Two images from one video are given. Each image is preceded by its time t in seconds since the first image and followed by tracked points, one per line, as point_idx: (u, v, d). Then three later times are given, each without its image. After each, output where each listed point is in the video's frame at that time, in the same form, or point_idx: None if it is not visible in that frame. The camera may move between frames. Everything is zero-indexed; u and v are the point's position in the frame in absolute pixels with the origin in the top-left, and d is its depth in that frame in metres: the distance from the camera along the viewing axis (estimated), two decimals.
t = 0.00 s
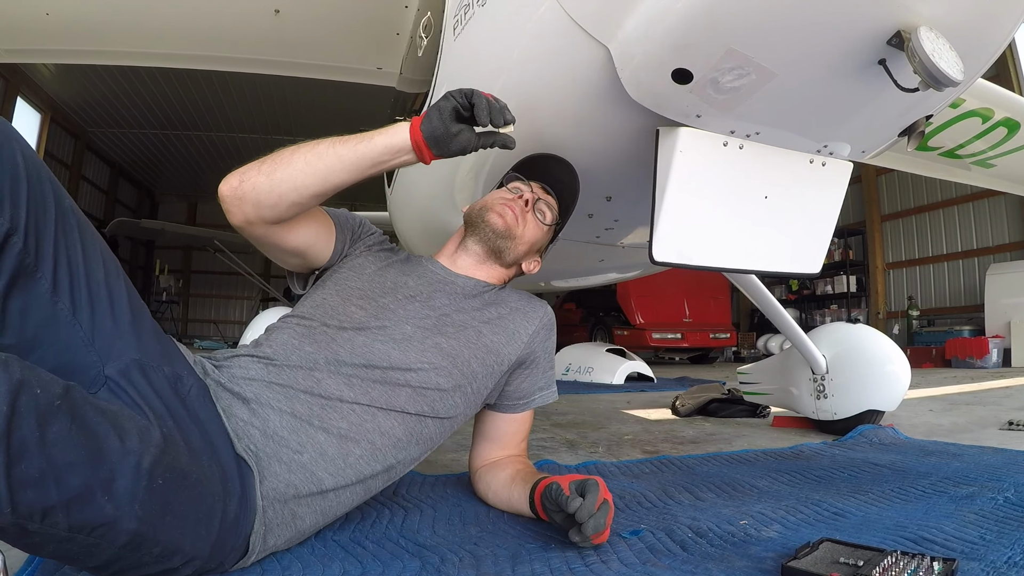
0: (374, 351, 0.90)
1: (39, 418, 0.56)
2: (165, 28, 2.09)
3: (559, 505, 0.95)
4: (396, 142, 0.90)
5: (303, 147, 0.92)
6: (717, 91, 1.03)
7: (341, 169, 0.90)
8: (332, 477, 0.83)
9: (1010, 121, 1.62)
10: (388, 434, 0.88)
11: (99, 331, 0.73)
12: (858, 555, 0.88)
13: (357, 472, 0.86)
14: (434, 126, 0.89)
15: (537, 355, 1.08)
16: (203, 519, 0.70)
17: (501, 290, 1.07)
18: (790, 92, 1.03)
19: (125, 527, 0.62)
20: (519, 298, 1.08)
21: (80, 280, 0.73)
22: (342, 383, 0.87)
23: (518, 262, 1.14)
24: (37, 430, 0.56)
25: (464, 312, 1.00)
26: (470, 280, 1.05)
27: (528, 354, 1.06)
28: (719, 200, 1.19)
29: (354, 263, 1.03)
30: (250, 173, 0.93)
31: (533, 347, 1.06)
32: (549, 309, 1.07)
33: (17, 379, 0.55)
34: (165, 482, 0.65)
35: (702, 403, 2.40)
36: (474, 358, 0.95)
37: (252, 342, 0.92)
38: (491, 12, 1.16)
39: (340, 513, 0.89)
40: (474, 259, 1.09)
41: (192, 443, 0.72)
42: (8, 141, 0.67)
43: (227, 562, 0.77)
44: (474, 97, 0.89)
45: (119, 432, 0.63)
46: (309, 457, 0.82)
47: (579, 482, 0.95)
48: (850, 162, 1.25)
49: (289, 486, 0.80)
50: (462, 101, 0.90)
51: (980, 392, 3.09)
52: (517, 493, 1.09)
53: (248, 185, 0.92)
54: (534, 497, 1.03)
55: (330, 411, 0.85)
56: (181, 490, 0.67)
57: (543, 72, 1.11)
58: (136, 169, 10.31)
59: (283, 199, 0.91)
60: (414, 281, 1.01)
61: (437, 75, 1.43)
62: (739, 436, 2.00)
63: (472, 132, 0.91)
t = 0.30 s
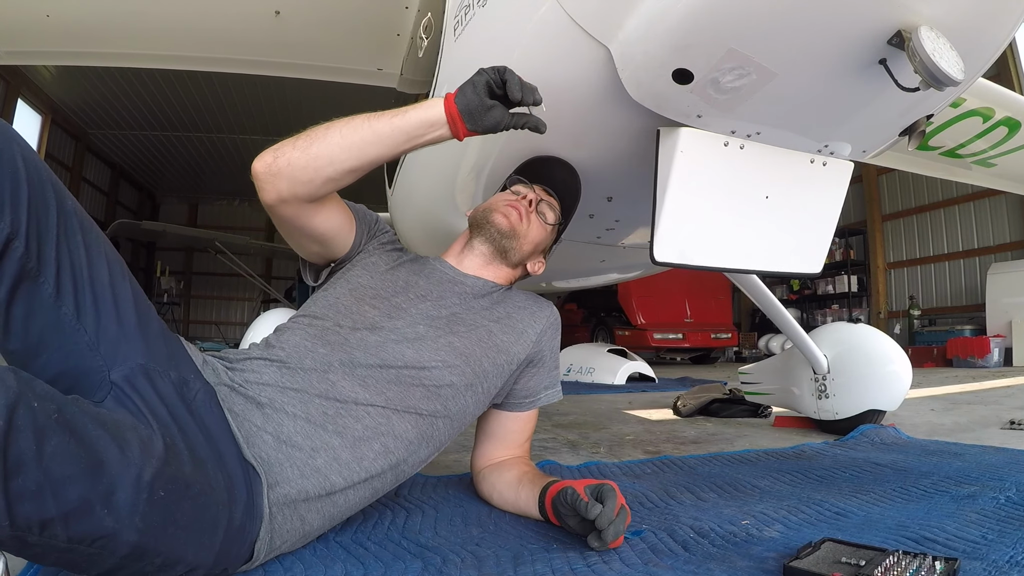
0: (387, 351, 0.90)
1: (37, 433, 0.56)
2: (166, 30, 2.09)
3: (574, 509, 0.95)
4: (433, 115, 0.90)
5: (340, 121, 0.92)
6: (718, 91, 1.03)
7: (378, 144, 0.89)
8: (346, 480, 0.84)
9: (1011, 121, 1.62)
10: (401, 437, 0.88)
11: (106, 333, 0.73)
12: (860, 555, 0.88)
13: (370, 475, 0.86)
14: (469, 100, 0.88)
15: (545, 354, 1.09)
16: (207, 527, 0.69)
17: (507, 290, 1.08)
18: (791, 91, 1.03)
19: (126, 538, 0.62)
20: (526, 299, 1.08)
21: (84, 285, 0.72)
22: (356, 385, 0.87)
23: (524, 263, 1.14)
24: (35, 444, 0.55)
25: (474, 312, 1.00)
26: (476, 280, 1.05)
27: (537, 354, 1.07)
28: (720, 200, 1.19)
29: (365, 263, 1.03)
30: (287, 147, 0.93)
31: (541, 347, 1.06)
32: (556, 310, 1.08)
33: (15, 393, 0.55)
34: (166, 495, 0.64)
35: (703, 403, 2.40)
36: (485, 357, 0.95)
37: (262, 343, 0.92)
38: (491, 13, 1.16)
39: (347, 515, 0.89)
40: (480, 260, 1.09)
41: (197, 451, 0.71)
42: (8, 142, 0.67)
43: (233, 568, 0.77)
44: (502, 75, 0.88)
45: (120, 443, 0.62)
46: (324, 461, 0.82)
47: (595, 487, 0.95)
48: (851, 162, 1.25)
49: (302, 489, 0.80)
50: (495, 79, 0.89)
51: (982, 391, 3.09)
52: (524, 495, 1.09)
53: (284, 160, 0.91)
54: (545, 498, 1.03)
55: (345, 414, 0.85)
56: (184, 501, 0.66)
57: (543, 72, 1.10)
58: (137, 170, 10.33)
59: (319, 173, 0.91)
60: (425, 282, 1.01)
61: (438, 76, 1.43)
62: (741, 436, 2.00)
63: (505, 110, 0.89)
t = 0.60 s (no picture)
0: (388, 354, 0.90)
1: (45, 450, 0.55)
2: (166, 31, 2.09)
3: (573, 509, 0.95)
4: (414, 113, 0.88)
5: (318, 138, 0.91)
6: (718, 91, 1.03)
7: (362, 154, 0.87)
8: (347, 482, 0.84)
9: (1012, 120, 1.63)
10: (401, 439, 0.88)
11: (105, 337, 0.73)
12: (862, 554, 0.88)
13: (371, 477, 0.86)
14: (454, 91, 0.86)
15: (543, 354, 1.09)
16: (213, 534, 0.69)
17: (506, 292, 1.08)
18: (792, 91, 1.03)
19: (134, 550, 0.62)
20: (525, 300, 1.08)
21: (83, 288, 0.72)
22: (356, 387, 0.87)
23: (522, 262, 1.14)
24: (43, 462, 0.55)
25: (473, 313, 1.00)
26: (476, 283, 1.05)
27: (536, 354, 1.07)
28: (721, 200, 1.19)
29: (364, 267, 1.03)
30: (266, 178, 0.92)
31: (540, 347, 1.06)
32: (554, 311, 1.08)
33: (21, 413, 0.54)
34: (174, 505, 0.64)
35: (705, 403, 2.40)
36: (484, 358, 0.96)
37: (261, 345, 0.92)
38: (491, 14, 1.16)
39: (348, 518, 0.89)
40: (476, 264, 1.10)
41: (202, 457, 0.71)
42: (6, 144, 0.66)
43: (235, 572, 0.77)
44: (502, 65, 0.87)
45: (127, 456, 0.62)
46: (325, 463, 0.82)
47: (593, 486, 0.95)
48: (852, 162, 1.25)
49: (303, 492, 0.80)
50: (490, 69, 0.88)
51: (984, 391, 3.09)
52: (524, 495, 1.10)
53: (270, 191, 0.91)
54: (544, 498, 1.03)
55: (346, 415, 0.85)
56: (191, 511, 0.66)
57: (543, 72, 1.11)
58: (137, 171, 10.33)
59: (307, 197, 0.90)
60: (424, 284, 1.02)
61: (438, 77, 1.43)
62: (742, 436, 2.00)
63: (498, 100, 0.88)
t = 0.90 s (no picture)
0: (386, 358, 0.90)
1: (41, 439, 0.55)
2: (166, 33, 2.09)
3: (569, 510, 0.96)
4: (372, 246, 0.75)
5: (281, 268, 0.80)
6: (719, 91, 1.03)
7: (330, 291, 0.78)
8: (345, 483, 0.84)
9: (1013, 119, 1.63)
10: (400, 441, 0.89)
11: (105, 336, 0.72)
12: (864, 554, 0.88)
13: (369, 479, 0.86)
14: (412, 218, 0.71)
15: (543, 355, 1.09)
16: (211, 526, 0.69)
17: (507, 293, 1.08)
18: (794, 90, 1.02)
19: (132, 540, 0.62)
20: (525, 300, 1.08)
21: (84, 288, 0.72)
22: (355, 390, 0.87)
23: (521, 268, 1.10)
24: (39, 451, 0.55)
25: (472, 317, 1.00)
26: (477, 286, 1.05)
27: (536, 355, 1.07)
28: (722, 200, 1.19)
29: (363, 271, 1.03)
30: (239, 313, 0.84)
31: (540, 348, 1.06)
32: (554, 311, 1.07)
33: (18, 400, 0.54)
34: (170, 495, 0.64)
35: (706, 403, 2.40)
36: (483, 361, 0.96)
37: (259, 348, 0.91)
38: (491, 15, 1.16)
39: (346, 519, 0.89)
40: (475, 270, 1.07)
41: (198, 450, 0.71)
42: (9, 145, 0.66)
43: (235, 569, 0.77)
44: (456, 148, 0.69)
45: (122, 446, 0.62)
46: (324, 464, 0.82)
47: (589, 487, 0.95)
48: (853, 162, 1.25)
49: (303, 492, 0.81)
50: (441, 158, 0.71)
51: (986, 390, 3.09)
52: (524, 495, 1.10)
53: (247, 327, 0.84)
54: (543, 499, 1.03)
55: (344, 418, 0.85)
56: (188, 501, 0.66)
57: (544, 72, 1.11)
58: (138, 172, 10.33)
59: (284, 330, 0.83)
60: (424, 287, 1.01)
61: (438, 77, 1.42)
62: (744, 436, 2.00)
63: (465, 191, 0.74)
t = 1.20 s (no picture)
0: (390, 363, 0.91)
1: (41, 441, 0.55)
2: (167, 35, 2.09)
3: (571, 514, 0.96)
4: (350, 302, 0.69)
5: (273, 317, 0.77)
6: (720, 91, 1.03)
7: (321, 343, 0.73)
8: (346, 487, 0.84)
9: (1014, 118, 1.63)
10: (402, 446, 0.89)
11: (104, 336, 0.72)
12: (866, 554, 0.88)
13: (370, 484, 0.86)
14: (378, 268, 0.66)
15: (545, 359, 1.10)
16: (212, 527, 0.69)
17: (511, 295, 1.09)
18: (794, 90, 1.02)
19: (133, 541, 0.61)
20: (527, 303, 1.09)
21: (83, 288, 0.72)
22: (359, 395, 0.87)
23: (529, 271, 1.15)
24: (39, 453, 0.54)
25: (475, 321, 1.01)
26: (479, 288, 1.06)
27: (538, 357, 1.08)
28: (723, 200, 1.19)
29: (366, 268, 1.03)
30: (247, 348, 0.82)
31: (542, 350, 1.08)
32: (557, 314, 1.09)
33: (18, 401, 0.53)
34: (171, 495, 0.64)
35: (707, 404, 2.40)
36: (485, 365, 0.97)
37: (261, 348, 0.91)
38: (491, 15, 1.16)
39: (346, 522, 0.89)
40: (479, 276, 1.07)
41: (199, 451, 0.71)
42: (8, 143, 0.66)
43: (236, 571, 0.76)
44: (399, 157, 0.69)
45: (121, 447, 0.61)
46: (327, 468, 0.82)
47: (592, 491, 0.95)
48: (854, 162, 1.25)
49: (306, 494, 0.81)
50: (400, 182, 0.69)
51: (986, 390, 3.10)
52: (524, 497, 1.10)
53: (256, 363, 0.82)
54: (545, 501, 1.04)
55: (348, 423, 0.85)
56: (188, 502, 0.66)
57: (545, 73, 1.11)
58: (138, 174, 10.34)
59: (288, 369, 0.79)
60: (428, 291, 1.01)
61: (438, 77, 1.42)
62: (745, 436, 2.00)
63: (446, 240, 0.68)
